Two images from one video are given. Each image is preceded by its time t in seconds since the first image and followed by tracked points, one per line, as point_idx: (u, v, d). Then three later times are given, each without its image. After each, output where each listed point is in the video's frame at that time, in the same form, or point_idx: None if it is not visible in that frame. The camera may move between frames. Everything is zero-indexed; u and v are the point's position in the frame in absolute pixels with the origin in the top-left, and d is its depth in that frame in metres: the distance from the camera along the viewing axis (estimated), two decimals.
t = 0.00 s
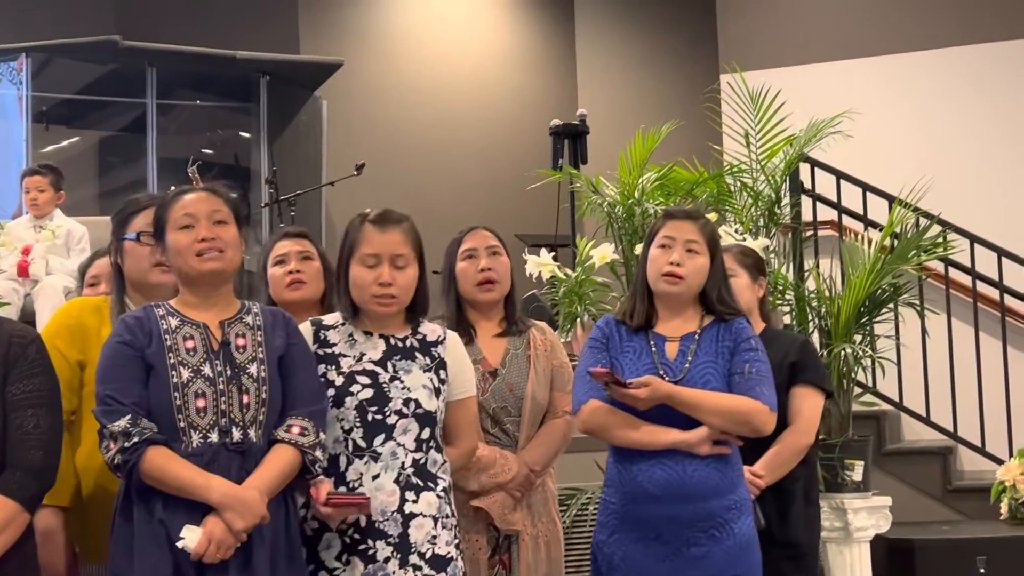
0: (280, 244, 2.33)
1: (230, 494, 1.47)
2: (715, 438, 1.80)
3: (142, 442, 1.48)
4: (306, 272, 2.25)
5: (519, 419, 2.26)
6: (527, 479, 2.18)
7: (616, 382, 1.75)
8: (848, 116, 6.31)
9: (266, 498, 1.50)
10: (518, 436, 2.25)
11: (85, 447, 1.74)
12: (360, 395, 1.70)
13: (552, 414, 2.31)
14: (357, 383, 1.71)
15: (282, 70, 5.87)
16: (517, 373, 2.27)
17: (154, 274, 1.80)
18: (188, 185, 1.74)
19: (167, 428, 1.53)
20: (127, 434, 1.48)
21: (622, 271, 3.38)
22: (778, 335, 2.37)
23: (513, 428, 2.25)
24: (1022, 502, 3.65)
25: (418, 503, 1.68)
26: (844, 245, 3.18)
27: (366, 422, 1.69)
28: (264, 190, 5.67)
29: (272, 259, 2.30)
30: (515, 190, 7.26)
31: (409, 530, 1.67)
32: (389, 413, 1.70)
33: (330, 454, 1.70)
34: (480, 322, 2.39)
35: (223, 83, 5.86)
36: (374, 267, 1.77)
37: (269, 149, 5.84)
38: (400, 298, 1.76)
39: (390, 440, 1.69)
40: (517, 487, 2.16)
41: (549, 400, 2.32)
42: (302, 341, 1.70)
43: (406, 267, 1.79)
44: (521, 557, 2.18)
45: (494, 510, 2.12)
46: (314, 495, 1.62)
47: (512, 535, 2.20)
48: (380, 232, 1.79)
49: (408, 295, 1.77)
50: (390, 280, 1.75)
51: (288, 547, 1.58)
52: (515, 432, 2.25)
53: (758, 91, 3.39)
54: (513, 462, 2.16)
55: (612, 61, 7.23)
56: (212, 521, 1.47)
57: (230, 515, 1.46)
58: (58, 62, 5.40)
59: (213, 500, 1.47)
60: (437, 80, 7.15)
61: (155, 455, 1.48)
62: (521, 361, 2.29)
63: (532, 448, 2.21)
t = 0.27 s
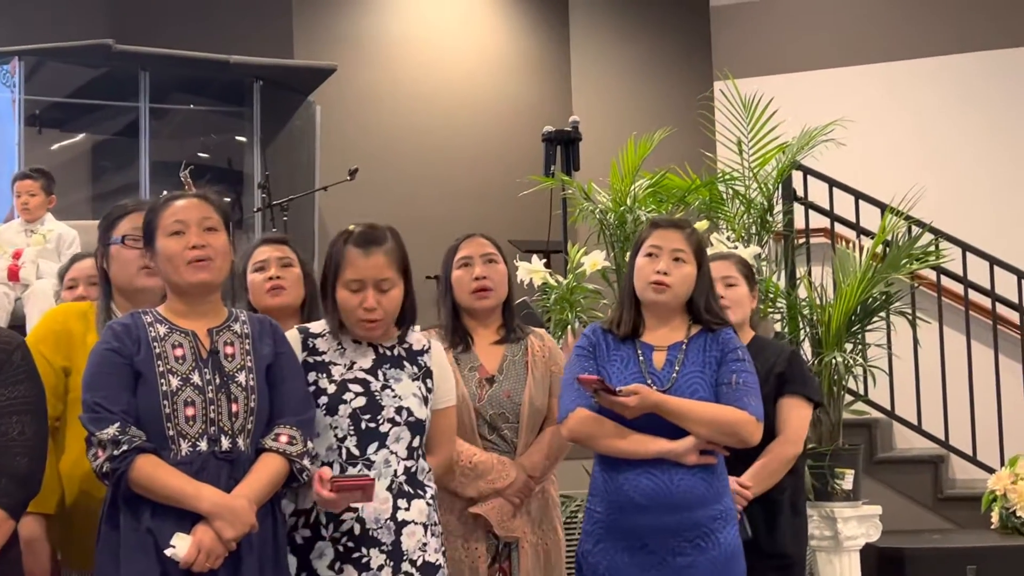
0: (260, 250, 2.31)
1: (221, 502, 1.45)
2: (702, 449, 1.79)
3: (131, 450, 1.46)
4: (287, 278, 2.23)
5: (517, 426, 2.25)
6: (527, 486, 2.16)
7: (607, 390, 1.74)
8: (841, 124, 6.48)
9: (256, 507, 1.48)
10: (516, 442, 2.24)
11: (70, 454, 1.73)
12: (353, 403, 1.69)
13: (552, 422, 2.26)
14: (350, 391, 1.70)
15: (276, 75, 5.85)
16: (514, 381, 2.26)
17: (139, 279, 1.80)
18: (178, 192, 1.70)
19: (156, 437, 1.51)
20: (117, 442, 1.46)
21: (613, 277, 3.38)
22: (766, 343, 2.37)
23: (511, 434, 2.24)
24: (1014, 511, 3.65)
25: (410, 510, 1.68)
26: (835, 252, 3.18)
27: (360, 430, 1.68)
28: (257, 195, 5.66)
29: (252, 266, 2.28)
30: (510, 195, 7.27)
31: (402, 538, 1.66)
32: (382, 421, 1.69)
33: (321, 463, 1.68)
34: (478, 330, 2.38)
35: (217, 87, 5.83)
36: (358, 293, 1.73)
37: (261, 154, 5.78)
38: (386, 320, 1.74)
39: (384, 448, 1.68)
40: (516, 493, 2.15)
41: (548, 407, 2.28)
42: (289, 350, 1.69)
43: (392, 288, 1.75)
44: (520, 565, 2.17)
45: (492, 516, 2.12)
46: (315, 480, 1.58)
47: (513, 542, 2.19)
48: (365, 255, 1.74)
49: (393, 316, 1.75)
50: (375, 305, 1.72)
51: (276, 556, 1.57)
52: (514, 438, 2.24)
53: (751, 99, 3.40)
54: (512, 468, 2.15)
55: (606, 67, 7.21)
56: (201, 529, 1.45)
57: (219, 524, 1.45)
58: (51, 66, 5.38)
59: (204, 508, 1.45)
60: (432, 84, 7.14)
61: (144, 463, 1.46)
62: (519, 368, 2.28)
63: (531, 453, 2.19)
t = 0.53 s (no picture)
0: (246, 252, 2.30)
1: (217, 506, 1.45)
2: (698, 453, 1.81)
3: (125, 453, 1.45)
4: (273, 281, 2.22)
5: (518, 429, 2.23)
6: (529, 488, 2.14)
7: (609, 394, 1.73)
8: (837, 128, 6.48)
9: (250, 511, 1.48)
10: (518, 445, 2.22)
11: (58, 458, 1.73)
12: (344, 408, 1.69)
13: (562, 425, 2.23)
14: (340, 397, 1.69)
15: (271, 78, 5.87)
16: (514, 385, 2.25)
17: (125, 281, 1.80)
18: (169, 195, 1.69)
19: (149, 441, 1.50)
20: (110, 445, 1.44)
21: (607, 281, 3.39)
22: (758, 349, 2.37)
23: (512, 437, 2.23)
24: (1007, 517, 3.65)
25: (402, 515, 1.68)
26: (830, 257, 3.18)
27: (352, 435, 1.67)
28: (253, 197, 5.67)
29: (238, 268, 2.27)
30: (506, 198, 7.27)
31: (396, 542, 1.65)
32: (373, 426, 1.69)
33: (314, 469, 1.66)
34: (479, 336, 2.37)
35: (213, 90, 5.84)
36: (343, 300, 1.70)
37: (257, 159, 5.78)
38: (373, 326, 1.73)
39: (376, 453, 1.68)
40: (518, 496, 2.13)
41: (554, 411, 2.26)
42: (280, 354, 1.68)
43: (376, 293, 1.73)
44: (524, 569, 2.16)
45: (495, 520, 2.11)
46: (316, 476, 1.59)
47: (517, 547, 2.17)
48: (347, 262, 1.71)
49: (378, 321, 1.73)
50: (359, 313, 1.70)
51: (268, 561, 1.56)
52: (515, 442, 2.23)
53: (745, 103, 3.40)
54: (513, 471, 2.13)
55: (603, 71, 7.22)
56: (195, 534, 1.45)
57: (214, 528, 1.44)
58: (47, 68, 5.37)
59: (199, 512, 1.44)
60: (429, 87, 7.14)
61: (138, 467, 1.45)
62: (519, 372, 2.28)
63: (533, 455, 2.17)
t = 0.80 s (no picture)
0: (241, 254, 2.30)
1: (208, 509, 1.45)
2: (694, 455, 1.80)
3: (115, 456, 1.45)
4: (268, 284, 2.22)
5: (515, 434, 2.22)
6: (525, 494, 2.10)
7: (616, 398, 1.70)
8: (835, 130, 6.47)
9: (241, 514, 1.47)
10: (515, 450, 2.21)
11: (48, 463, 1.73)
12: (330, 413, 1.69)
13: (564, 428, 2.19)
14: (326, 401, 1.69)
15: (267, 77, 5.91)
16: (512, 389, 2.24)
17: (115, 285, 1.80)
18: (161, 197, 1.68)
19: (140, 444, 1.50)
20: (101, 448, 1.44)
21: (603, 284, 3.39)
22: (752, 351, 2.37)
23: (509, 442, 2.21)
24: (1004, 519, 3.65)
25: (392, 517, 1.68)
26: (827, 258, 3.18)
27: (339, 439, 1.67)
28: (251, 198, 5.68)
29: (233, 269, 2.27)
30: (505, 199, 7.27)
31: (385, 545, 1.65)
32: (361, 429, 1.69)
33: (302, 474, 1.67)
34: (479, 341, 2.37)
35: (210, 91, 5.85)
36: (326, 306, 1.70)
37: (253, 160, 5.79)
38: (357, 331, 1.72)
39: (364, 456, 1.68)
40: (514, 501, 2.10)
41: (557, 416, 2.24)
42: (272, 358, 1.68)
43: (358, 298, 1.72)
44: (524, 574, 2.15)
45: (492, 526, 2.10)
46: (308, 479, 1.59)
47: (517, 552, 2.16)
48: (327, 268, 1.71)
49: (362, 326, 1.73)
50: (343, 319, 1.69)
51: (260, 563, 1.56)
52: (513, 446, 2.22)
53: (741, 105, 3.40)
54: (508, 475, 2.12)
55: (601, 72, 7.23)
56: (186, 537, 1.44)
57: (205, 531, 1.44)
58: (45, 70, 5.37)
59: (190, 515, 1.44)
60: (427, 88, 7.14)
61: (129, 470, 1.45)
62: (518, 376, 2.27)
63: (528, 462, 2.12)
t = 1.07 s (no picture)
0: (244, 254, 2.30)
1: (190, 511, 1.44)
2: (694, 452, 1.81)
3: (102, 457, 1.45)
4: (269, 284, 2.22)
5: (510, 436, 2.21)
6: (514, 496, 2.10)
7: (617, 400, 1.70)
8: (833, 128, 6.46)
9: (227, 516, 1.46)
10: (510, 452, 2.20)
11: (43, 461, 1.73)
12: (319, 412, 1.69)
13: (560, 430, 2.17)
14: (316, 401, 1.69)
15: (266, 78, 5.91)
16: (508, 389, 2.23)
17: (110, 286, 1.81)
18: (155, 196, 1.69)
19: (128, 444, 1.50)
20: (88, 448, 1.45)
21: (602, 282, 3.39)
22: (749, 350, 2.37)
23: (503, 444, 2.20)
24: (1004, 517, 3.65)
25: (382, 517, 1.67)
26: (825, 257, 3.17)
27: (328, 439, 1.68)
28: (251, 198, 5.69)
29: (235, 269, 2.27)
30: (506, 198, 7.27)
31: (374, 545, 1.65)
32: (350, 429, 1.69)
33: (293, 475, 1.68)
34: (480, 340, 2.37)
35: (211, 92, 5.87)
36: (314, 300, 1.70)
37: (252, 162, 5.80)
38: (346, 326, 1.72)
39: (353, 456, 1.68)
40: (505, 503, 2.10)
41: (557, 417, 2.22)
42: (268, 357, 1.67)
43: (347, 292, 1.72)
44: None
45: (483, 527, 2.10)
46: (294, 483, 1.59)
47: (510, 553, 2.15)
48: (315, 262, 1.71)
49: (351, 322, 1.73)
50: (332, 311, 1.69)
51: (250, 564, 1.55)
52: (507, 448, 2.20)
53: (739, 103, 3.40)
54: (498, 478, 2.11)
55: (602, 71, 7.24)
56: (171, 539, 1.44)
57: (189, 533, 1.43)
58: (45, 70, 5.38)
59: (173, 518, 1.43)
60: (428, 88, 7.14)
61: (115, 471, 1.45)
62: (517, 375, 2.26)
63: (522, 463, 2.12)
